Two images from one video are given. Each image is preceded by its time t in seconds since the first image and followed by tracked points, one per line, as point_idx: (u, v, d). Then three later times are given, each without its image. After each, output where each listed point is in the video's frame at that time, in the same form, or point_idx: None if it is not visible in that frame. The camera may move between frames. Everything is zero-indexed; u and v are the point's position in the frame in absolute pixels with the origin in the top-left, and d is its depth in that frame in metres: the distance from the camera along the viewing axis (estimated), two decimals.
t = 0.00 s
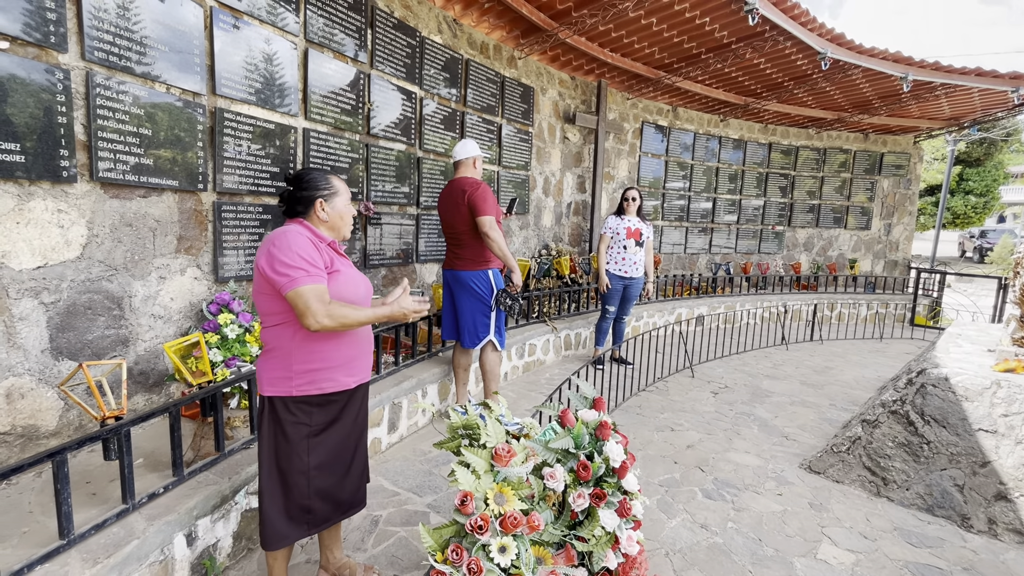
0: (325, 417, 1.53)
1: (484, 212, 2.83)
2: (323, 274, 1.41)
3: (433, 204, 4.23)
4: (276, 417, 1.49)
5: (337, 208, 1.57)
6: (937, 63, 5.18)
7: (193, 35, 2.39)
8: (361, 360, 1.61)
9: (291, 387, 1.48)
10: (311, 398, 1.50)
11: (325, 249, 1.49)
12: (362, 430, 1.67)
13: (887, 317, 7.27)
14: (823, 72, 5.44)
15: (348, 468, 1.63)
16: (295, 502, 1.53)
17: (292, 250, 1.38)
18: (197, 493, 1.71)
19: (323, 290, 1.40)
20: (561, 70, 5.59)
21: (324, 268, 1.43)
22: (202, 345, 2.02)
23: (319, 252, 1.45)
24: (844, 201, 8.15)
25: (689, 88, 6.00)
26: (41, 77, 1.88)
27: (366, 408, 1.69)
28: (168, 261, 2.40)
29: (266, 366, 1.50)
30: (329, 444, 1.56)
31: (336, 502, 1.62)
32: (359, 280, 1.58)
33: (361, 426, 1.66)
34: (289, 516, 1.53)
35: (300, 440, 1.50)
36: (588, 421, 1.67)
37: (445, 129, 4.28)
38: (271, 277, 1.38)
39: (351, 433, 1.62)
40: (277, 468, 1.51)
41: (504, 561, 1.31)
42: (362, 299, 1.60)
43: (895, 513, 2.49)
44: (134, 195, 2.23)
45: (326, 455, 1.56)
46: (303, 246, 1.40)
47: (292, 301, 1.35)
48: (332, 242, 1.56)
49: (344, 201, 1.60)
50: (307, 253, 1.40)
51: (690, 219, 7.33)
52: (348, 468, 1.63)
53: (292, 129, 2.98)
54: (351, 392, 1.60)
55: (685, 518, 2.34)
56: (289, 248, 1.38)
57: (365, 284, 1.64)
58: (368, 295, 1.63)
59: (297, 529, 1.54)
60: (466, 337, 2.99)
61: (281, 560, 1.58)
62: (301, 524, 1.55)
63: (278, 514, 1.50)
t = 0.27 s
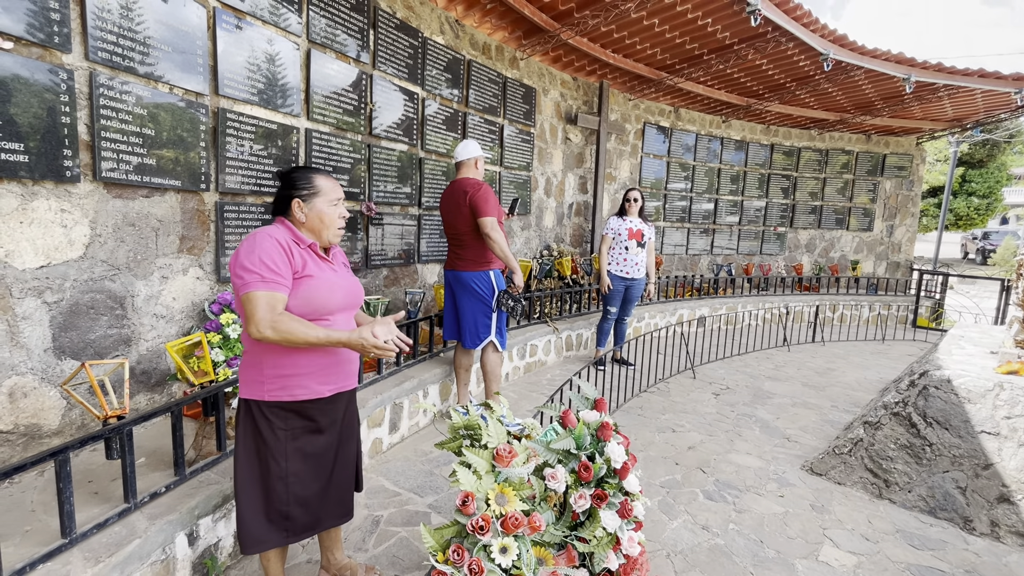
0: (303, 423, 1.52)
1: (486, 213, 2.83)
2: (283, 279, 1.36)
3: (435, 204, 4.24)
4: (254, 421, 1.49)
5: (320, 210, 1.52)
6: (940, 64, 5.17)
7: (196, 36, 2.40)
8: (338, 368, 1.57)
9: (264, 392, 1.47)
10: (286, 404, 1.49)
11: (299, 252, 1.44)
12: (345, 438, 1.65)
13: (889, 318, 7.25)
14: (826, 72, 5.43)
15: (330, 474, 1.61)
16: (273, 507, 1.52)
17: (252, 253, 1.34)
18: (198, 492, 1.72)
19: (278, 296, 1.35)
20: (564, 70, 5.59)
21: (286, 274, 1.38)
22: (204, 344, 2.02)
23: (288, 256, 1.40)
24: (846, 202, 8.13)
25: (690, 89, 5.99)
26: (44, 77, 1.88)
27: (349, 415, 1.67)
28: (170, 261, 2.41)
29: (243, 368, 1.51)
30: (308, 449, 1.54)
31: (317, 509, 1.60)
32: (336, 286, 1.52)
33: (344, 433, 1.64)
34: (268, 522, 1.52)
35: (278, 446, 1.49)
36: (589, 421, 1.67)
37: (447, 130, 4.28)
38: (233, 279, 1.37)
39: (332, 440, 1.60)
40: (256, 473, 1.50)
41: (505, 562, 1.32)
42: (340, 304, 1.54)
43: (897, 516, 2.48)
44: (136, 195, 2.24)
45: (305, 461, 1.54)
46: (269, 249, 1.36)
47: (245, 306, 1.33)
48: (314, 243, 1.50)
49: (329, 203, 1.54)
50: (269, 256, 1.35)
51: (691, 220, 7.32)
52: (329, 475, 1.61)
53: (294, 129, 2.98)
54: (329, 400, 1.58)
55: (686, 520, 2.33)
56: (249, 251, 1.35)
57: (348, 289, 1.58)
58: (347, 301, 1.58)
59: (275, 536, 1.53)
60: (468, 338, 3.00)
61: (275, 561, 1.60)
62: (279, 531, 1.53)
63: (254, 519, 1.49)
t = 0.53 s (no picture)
0: (286, 429, 1.52)
1: (487, 213, 2.83)
2: (249, 280, 1.36)
3: (436, 205, 4.24)
4: (238, 427, 1.50)
5: (295, 207, 1.50)
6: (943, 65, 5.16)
7: (199, 36, 2.40)
8: (318, 373, 1.55)
9: (244, 395, 1.49)
10: (266, 409, 1.49)
11: (275, 252, 1.43)
12: (333, 444, 1.64)
13: (892, 320, 7.24)
14: (828, 73, 5.42)
15: (316, 481, 1.60)
16: (258, 512, 1.53)
17: (220, 253, 1.35)
18: (200, 491, 1.72)
19: (241, 296, 1.35)
20: (566, 71, 5.60)
21: (253, 274, 1.37)
22: (207, 343, 2.00)
23: (259, 255, 1.40)
24: (848, 203, 8.12)
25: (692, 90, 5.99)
26: (48, 77, 1.89)
27: (338, 421, 1.66)
28: (173, 260, 2.41)
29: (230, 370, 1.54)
30: (292, 456, 1.54)
31: (305, 517, 1.60)
32: (313, 287, 1.50)
33: (332, 439, 1.63)
34: (254, 529, 1.53)
35: (261, 452, 1.50)
36: (590, 422, 1.67)
37: (448, 130, 4.29)
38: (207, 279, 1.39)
39: (318, 446, 1.59)
40: (241, 479, 1.52)
41: (506, 562, 1.32)
42: (317, 305, 1.51)
43: (899, 517, 2.47)
44: (140, 194, 2.24)
45: (289, 467, 1.54)
46: (239, 248, 1.36)
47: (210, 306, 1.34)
48: (293, 242, 1.48)
49: (305, 200, 1.51)
50: (237, 256, 1.36)
51: (693, 221, 7.32)
52: (316, 481, 1.61)
53: (296, 129, 2.99)
54: (310, 406, 1.56)
55: (687, 521, 2.33)
56: (218, 251, 1.36)
57: (329, 291, 1.56)
58: (328, 303, 1.55)
59: (260, 541, 1.53)
60: (469, 338, 3.00)
61: (274, 562, 1.62)
62: (265, 536, 1.54)
63: (240, 523, 1.51)
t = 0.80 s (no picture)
0: (282, 430, 1.53)
1: (488, 213, 2.83)
2: (232, 281, 1.37)
3: (438, 205, 4.24)
4: (235, 429, 1.52)
5: (281, 207, 1.50)
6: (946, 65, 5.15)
7: (202, 36, 2.41)
8: (312, 373, 1.54)
9: (239, 396, 1.50)
10: (261, 410, 1.50)
11: (262, 253, 1.43)
12: (331, 445, 1.64)
13: (894, 321, 7.23)
14: (830, 74, 5.42)
15: (314, 483, 1.61)
16: (256, 513, 1.54)
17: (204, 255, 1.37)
18: (202, 490, 1.73)
19: (223, 298, 1.35)
20: (568, 71, 5.60)
21: (235, 275, 1.38)
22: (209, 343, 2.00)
23: (245, 256, 1.40)
24: (850, 204, 8.11)
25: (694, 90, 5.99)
26: (51, 77, 1.89)
27: (336, 423, 1.65)
28: (175, 259, 2.42)
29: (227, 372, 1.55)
30: (288, 457, 1.55)
31: (303, 519, 1.60)
32: (303, 287, 1.49)
33: (330, 440, 1.63)
34: (254, 530, 1.55)
35: (257, 454, 1.51)
36: (592, 422, 1.66)
37: (450, 130, 4.29)
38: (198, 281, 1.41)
39: (314, 448, 1.59)
40: (240, 480, 1.53)
41: (508, 562, 1.32)
42: (308, 305, 1.50)
43: (901, 519, 2.47)
44: (143, 194, 2.25)
45: (286, 469, 1.55)
46: (222, 250, 1.37)
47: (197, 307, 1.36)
48: (282, 242, 1.48)
49: (291, 199, 1.51)
50: (221, 258, 1.36)
51: (695, 222, 7.31)
52: (314, 484, 1.61)
53: (298, 129, 3.00)
54: (305, 408, 1.56)
55: (689, 521, 2.33)
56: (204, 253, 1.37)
57: (321, 290, 1.54)
58: (320, 303, 1.54)
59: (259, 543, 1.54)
60: (470, 338, 3.01)
61: (274, 563, 1.62)
62: (264, 538, 1.55)
63: (239, 525, 1.52)
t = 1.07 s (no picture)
0: (285, 427, 1.53)
1: (490, 213, 2.83)
2: (238, 281, 1.38)
3: (440, 204, 4.25)
4: (239, 425, 1.52)
5: (287, 206, 1.50)
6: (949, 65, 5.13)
7: (205, 35, 2.41)
8: (316, 373, 1.55)
9: (243, 393, 1.50)
10: (264, 408, 1.50)
11: (268, 253, 1.44)
12: (333, 443, 1.64)
13: (896, 322, 7.21)
14: (833, 74, 5.41)
15: (316, 479, 1.61)
16: (258, 508, 1.54)
17: (211, 254, 1.38)
18: (204, 489, 1.73)
19: (229, 298, 1.37)
20: (570, 71, 5.59)
21: (241, 275, 1.39)
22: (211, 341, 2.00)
23: (251, 256, 1.41)
24: (853, 204, 8.09)
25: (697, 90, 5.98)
26: (55, 76, 1.90)
27: (338, 420, 1.66)
28: (178, 258, 2.42)
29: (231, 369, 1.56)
30: (290, 454, 1.55)
31: (304, 514, 1.60)
32: (307, 287, 1.49)
33: (332, 437, 1.64)
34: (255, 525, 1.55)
35: (260, 449, 1.52)
36: (593, 421, 1.66)
37: (452, 130, 4.29)
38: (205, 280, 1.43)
39: (317, 445, 1.60)
40: (242, 476, 1.53)
41: (509, 561, 1.32)
42: (312, 305, 1.51)
43: (903, 520, 2.46)
44: (146, 193, 2.25)
45: (289, 465, 1.55)
46: (228, 250, 1.38)
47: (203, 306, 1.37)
48: (288, 242, 1.49)
49: (297, 198, 1.51)
50: (228, 258, 1.38)
51: (697, 222, 7.30)
52: (316, 480, 1.61)
53: (301, 128, 3.00)
54: (308, 406, 1.56)
55: (691, 521, 2.33)
56: (212, 252, 1.39)
57: (325, 290, 1.55)
58: (324, 303, 1.55)
59: (261, 538, 1.54)
60: (471, 337, 3.01)
61: (274, 559, 1.62)
62: (265, 533, 1.55)
63: (242, 520, 1.52)
